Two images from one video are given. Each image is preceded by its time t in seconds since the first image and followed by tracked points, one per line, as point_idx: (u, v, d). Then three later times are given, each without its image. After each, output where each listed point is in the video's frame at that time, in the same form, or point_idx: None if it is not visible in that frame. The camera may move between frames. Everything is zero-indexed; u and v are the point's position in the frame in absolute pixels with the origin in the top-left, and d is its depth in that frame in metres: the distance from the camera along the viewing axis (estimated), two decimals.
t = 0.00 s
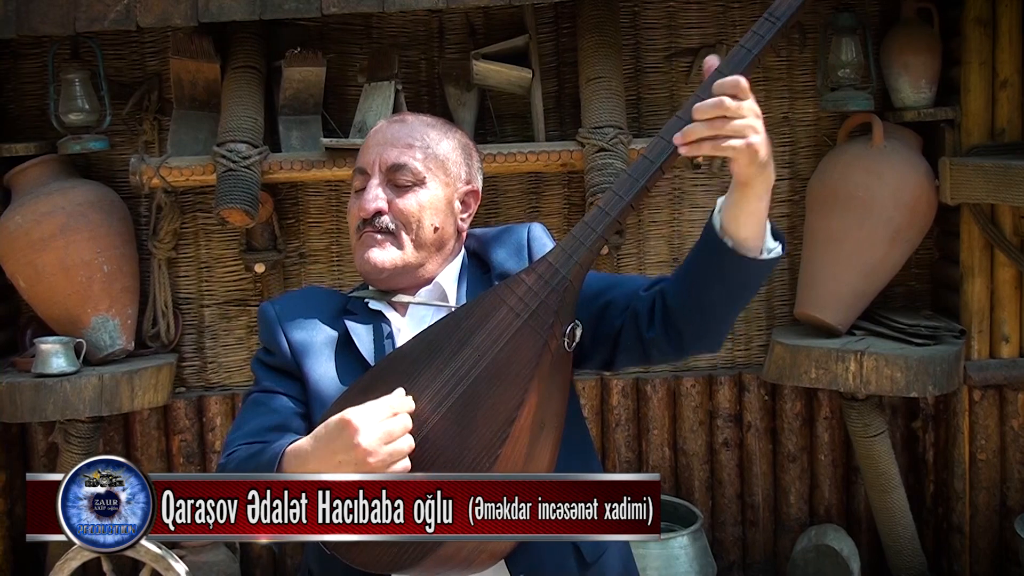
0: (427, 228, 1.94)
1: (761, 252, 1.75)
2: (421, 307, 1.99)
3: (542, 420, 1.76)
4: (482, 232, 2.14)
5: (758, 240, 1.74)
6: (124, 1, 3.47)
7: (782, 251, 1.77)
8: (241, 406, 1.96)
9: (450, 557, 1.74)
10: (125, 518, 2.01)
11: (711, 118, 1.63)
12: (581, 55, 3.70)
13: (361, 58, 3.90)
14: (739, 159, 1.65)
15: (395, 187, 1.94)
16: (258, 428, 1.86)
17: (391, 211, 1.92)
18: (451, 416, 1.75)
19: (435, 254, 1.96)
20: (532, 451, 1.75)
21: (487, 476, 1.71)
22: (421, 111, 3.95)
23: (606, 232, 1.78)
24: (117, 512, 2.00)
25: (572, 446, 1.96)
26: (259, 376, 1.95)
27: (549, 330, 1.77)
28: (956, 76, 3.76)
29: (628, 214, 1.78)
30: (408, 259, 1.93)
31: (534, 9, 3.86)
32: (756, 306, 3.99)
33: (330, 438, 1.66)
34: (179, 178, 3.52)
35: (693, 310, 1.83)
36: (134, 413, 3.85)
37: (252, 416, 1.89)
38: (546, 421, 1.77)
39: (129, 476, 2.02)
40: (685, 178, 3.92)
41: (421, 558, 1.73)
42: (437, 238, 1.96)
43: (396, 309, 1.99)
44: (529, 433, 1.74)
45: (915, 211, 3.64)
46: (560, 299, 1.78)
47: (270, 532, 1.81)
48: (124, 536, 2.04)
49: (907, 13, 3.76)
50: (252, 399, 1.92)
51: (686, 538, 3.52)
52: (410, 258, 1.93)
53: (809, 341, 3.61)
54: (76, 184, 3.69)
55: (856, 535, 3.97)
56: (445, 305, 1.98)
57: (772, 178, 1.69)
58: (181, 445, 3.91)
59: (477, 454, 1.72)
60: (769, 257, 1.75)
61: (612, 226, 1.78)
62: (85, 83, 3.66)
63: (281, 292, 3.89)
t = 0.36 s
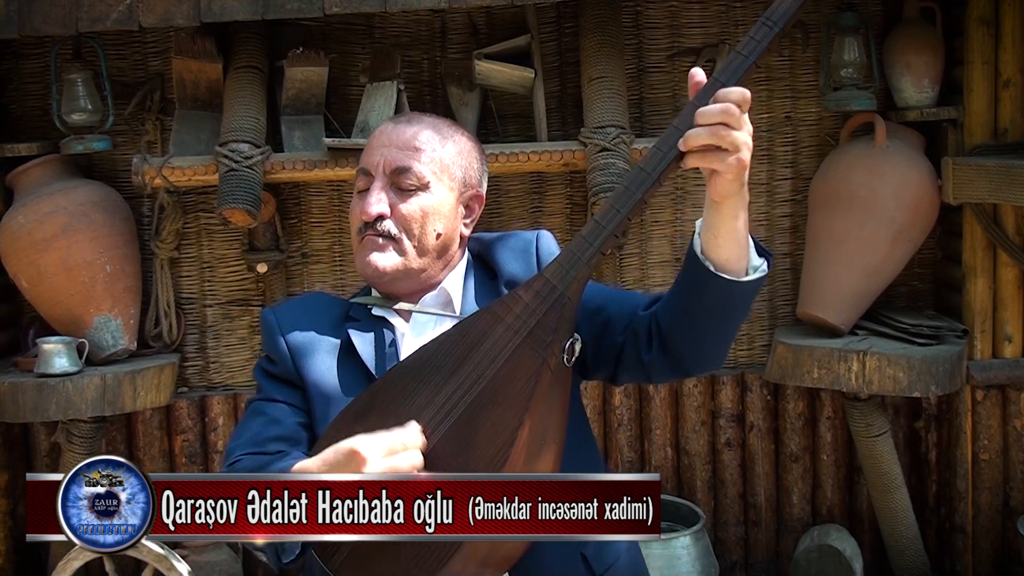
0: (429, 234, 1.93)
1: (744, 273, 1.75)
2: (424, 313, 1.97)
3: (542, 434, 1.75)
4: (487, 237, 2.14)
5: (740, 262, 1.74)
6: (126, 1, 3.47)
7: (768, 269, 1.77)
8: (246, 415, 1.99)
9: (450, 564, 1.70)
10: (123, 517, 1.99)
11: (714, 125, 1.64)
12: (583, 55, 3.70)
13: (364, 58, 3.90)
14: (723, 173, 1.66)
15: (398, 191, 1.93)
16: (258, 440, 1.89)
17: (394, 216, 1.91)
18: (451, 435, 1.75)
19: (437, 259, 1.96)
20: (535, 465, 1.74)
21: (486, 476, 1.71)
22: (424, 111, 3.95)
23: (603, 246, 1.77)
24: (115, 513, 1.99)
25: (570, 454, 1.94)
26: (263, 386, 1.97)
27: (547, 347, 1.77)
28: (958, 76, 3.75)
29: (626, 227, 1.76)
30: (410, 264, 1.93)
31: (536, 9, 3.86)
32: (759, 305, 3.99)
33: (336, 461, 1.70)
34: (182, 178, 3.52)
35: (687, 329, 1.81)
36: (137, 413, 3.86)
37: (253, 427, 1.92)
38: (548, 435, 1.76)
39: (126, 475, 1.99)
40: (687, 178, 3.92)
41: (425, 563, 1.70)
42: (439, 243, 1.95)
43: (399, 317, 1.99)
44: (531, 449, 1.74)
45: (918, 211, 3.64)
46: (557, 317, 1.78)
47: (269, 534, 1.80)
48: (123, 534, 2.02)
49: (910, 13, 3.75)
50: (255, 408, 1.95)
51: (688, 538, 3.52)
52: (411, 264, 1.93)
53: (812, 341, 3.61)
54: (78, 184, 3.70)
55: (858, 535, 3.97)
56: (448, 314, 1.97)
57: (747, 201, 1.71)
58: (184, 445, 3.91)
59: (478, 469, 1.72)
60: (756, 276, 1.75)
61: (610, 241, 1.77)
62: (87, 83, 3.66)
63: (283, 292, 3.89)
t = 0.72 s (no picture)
0: (437, 233, 1.94)
1: (782, 228, 1.65)
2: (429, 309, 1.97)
3: (553, 435, 1.73)
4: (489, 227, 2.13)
5: (780, 213, 1.65)
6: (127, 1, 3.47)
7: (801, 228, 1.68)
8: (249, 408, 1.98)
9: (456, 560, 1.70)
10: (122, 516, 1.99)
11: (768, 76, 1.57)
12: (584, 55, 3.70)
13: (365, 58, 3.90)
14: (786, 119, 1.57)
15: (406, 190, 1.93)
16: (265, 432, 1.87)
17: (402, 215, 1.91)
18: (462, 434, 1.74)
19: (445, 258, 1.96)
20: (546, 464, 1.72)
21: (487, 476, 1.70)
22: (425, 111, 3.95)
23: (618, 243, 1.74)
24: (114, 512, 1.99)
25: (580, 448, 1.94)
26: (267, 379, 1.96)
27: (561, 345, 1.74)
28: (960, 76, 3.75)
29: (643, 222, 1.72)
30: (418, 264, 1.94)
31: (538, 9, 3.86)
32: (760, 306, 3.99)
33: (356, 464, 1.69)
34: (183, 178, 3.52)
35: (704, 279, 1.73)
36: (138, 413, 3.86)
37: (257, 419, 1.90)
38: (560, 433, 1.74)
39: (126, 474, 1.99)
40: (688, 178, 3.91)
41: (429, 565, 1.71)
42: (447, 242, 1.96)
43: (406, 313, 1.98)
44: (541, 448, 1.72)
45: (920, 210, 3.63)
46: (570, 313, 1.75)
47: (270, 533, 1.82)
48: (122, 534, 2.02)
49: (911, 13, 3.75)
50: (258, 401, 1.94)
51: (689, 538, 3.52)
52: (419, 264, 1.94)
53: (814, 341, 3.61)
54: (80, 184, 3.70)
55: (859, 535, 3.97)
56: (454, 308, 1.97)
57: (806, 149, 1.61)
58: (185, 445, 3.91)
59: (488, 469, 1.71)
60: (789, 234, 1.66)
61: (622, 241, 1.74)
62: (89, 83, 3.66)
63: (284, 292, 3.90)
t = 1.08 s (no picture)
0: (439, 242, 1.94)
1: (765, 272, 1.74)
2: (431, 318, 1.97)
3: (563, 442, 1.75)
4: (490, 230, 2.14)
5: (761, 260, 1.73)
6: (129, 3, 3.47)
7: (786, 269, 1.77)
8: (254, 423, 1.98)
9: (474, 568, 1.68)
10: (122, 516, 1.98)
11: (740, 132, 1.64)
12: (586, 56, 3.69)
13: (367, 59, 3.90)
14: (755, 175, 1.65)
15: (410, 199, 1.93)
16: (269, 447, 1.87)
17: (405, 225, 1.91)
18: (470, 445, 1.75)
19: (447, 267, 1.97)
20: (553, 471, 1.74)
21: (486, 476, 1.72)
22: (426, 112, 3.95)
23: (622, 254, 1.77)
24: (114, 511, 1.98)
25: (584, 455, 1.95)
26: (271, 392, 1.97)
27: (568, 355, 1.76)
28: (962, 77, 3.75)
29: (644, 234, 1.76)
30: (422, 274, 1.94)
31: (539, 11, 3.86)
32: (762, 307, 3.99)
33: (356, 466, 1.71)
34: (185, 179, 3.52)
35: (701, 326, 1.80)
36: (140, 414, 3.86)
37: (261, 433, 1.91)
38: (567, 443, 1.76)
39: (126, 474, 1.99)
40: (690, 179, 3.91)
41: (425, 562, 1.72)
42: (449, 251, 1.96)
43: (410, 320, 1.98)
44: (549, 458, 1.73)
45: (922, 211, 3.63)
46: (577, 326, 1.78)
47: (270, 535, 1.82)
48: (122, 534, 2.01)
49: (913, 14, 3.75)
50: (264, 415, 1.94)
51: (691, 539, 3.51)
52: (423, 274, 1.94)
53: (815, 342, 3.61)
54: (82, 185, 3.70)
55: (862, 537, 3.96)
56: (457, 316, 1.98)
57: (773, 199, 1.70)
58: (186, 446, 3.91)
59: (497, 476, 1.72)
60: (776, 276, 1.74)
61: (629, 249, 1.77)
62: (91, 85, 3.66)
63: (286, 294, 3.90)
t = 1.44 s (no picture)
0: (426, 244, 1.91)
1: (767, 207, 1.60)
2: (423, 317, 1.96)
3: (552, 435, 1.73)
4: (481, 224, 2.11)
5: (765, 194, 1.59)
6: (129, 2, 3.47)
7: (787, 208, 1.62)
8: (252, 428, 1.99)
9: (460, 565, 1.69)
10: (122, 516, 1.98)
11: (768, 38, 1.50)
12: (586, 56, 3.69)
13: (367, 59, 3.90)
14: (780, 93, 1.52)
15: (396, 202, 1.89)
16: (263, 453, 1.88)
17: (390, 229, 1.89)
18: (457, 442, 1.73)
19: (435, 269, 1.95)
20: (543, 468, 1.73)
21: (486, 476, 1.71)
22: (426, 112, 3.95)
23: (603, 244, 1.72)
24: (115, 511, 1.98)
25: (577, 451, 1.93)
26: (267, 398, 1.97)
27: (552, 350, 1.73)
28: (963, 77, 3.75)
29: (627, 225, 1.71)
30: (409, 278, 1.92)
31: (540, 10, 3.86)
32: (762, 306, 3.98)
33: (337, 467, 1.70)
34: (185, 178, 3.52)
35: (693, 265, 1.67)
36: (139, 414, 3.85)
37: (256, 440, 1.92)
38: (556, 439, 1.74)
39: (126, 474, 1.99)
40: (690, 179, 3.91)
41: (433, 565, 1.70)
42: (436, 253, 1.93)
43: (403, 321, 1.97)
44: (537, 453, 1.72)
45: (923, 212, 3.62)
46: (560, 320, 1.74)
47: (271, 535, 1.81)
48: (122, 534, 2.01)
49: (914, 14, 3.75)
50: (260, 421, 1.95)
51: (691, 539, 3.51)
52: (410, 278, 1.92)
53: (815, 342, 3.61)
54: (82, 185, 3.70)
55: (862, 537, 3.96)
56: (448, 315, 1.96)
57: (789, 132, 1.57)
58: (186, 446, 3.91)
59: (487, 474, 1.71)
60: (775, 214, 1.60)
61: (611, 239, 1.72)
62: (91, 84, 3.66)
63: (286, 293, 3.90)
